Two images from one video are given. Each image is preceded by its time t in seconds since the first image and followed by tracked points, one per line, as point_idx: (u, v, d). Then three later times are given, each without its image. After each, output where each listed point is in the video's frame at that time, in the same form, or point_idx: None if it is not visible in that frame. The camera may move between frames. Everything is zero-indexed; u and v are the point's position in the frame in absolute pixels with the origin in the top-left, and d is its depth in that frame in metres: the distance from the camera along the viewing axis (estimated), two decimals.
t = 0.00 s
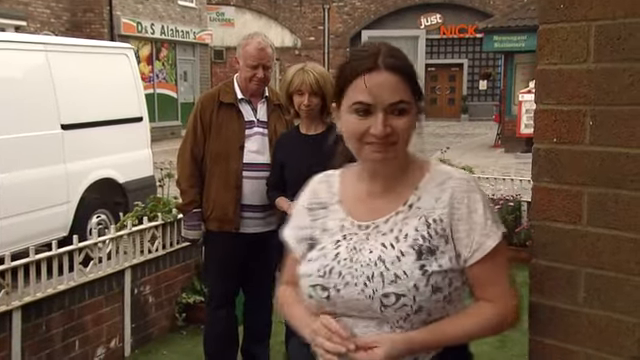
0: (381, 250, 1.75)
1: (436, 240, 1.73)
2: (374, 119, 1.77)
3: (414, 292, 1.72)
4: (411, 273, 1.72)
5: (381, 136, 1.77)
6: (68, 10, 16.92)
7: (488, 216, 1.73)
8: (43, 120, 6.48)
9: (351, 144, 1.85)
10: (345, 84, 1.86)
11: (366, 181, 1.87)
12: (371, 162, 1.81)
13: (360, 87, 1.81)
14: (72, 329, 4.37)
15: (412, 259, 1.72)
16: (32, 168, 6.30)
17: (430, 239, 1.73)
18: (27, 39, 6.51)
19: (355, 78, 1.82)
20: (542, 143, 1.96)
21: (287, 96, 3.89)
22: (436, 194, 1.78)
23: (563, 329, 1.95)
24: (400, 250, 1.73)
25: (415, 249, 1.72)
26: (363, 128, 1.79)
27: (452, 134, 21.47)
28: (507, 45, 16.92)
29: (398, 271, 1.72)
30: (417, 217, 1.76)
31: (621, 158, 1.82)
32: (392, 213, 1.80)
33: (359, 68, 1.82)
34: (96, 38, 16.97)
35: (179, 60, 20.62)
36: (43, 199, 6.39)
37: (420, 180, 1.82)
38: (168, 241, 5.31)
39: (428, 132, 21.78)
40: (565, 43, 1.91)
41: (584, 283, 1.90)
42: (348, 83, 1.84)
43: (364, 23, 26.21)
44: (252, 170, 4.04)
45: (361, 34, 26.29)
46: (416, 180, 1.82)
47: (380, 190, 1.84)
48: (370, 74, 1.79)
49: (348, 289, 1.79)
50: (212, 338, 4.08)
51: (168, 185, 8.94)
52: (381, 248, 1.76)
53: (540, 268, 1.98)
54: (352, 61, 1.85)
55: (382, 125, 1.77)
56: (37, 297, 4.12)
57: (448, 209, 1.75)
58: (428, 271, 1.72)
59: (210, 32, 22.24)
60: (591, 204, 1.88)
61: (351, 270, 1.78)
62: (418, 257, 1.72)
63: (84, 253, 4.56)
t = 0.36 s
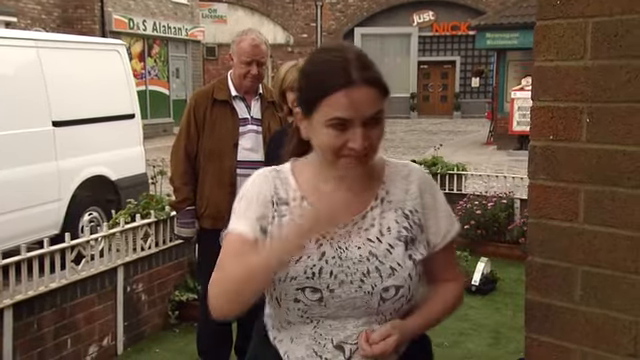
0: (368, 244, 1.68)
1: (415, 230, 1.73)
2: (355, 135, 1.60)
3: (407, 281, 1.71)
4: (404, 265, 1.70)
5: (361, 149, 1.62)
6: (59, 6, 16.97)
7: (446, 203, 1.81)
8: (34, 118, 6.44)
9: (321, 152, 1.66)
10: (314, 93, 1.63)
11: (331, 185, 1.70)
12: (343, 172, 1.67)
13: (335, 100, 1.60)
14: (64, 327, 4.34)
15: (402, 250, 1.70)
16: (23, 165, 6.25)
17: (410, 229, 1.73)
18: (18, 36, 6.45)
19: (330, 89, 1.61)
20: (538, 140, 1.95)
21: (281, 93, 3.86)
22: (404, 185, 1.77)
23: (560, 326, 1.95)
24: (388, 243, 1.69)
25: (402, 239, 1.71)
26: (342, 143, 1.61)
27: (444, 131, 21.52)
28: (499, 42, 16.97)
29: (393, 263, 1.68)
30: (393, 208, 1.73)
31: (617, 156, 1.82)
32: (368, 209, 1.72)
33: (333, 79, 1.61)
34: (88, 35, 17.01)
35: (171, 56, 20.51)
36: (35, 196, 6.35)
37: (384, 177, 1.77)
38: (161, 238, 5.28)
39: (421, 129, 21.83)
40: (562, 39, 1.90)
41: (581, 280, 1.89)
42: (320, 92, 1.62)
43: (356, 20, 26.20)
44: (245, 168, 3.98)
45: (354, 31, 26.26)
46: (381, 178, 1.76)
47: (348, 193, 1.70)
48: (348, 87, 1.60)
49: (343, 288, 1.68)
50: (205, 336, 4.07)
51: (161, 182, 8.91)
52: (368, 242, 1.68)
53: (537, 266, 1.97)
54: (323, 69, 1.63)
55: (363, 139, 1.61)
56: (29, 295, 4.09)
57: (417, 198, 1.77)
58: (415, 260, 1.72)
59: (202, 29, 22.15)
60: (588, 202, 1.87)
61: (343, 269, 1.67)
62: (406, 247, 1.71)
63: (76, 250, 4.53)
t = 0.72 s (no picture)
0: (378, 248, 1.72)
1: (417, 231, 1.81)
2: (369, 133, 1.63)
3: (418, 284, 1.76)
4: (414, 267, 1.74)
5: (373, 146, 1.64)
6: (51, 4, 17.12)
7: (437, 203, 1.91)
8: (27, 116, 6.40)
9: (325, 153, 1.67)
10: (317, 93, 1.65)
11: (331, 188, 1.73)
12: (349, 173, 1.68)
13: (345, 98, 1.62)
14: (58, 326, 4.31)
15: (410, 253, 1.75)
16: (16, 164, 6.20)
17: (412, 231, 1.80)
18: (11, 34, 6.41)
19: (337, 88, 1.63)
20: (536, 138, 1.94)
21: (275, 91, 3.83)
22: (400, 188, 1.85)
23: (558, 325, 1.94)
24: (398, 247, 1.74)
25: (409, 242, 1.76)
26: (356, 143, 1.63)
27: (438, 130, 21.55)
28: (492, 41, 17.01)
29: (406, 266, 1.73)
30: (394, 211, 1.80)
31: (615, 154, 1.82)
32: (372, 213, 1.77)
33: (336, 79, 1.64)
34: (80, 33, 17.09)
35: (164, 55, 20.43)
36: (28, 195, 6.31)
37: (379, 183, 1.84)
38: (155, 237, 5.26)
39: (415, 128, 21.87)
40: (560, 37, 1.89)
41: (579, 279, 1.89)
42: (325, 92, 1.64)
43: (350, 19, 26.20)
44: (241, 167, 3.98)
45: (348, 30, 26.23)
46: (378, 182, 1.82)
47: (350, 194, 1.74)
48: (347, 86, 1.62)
49: (361, 296, 1.67)
50: (200, 335, 4.05)
51: (154, 181, 8.88)
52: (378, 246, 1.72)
53: (534, 264, 1.96)
54: (323, 65, 1.64)
55: (379, 137, 1.64)
56: (22, 294, 4.06)
57: (413, 201, 1.85)
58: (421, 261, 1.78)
59: (196, 27, 22.08)
60: (586, 200, 1.86)
61: (359, 275, 1.67)
62: (413, 250, 1.76)
63: (70, 249, 4.50)
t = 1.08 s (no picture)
0: (447, 284, 1.39)
1: (491, 265, 1.49)
2: (447, 137, 1.35)
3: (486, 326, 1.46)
4: (484, 306, 1.43)
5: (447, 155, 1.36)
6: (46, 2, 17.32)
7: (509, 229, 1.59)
8: (20, 114, 6.37)
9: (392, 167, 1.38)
10: (397, 85, 1.37)
11: (398, 208, 1.41)
12: (420, 186, 1.38)
13: (428, 91, 1.36)
14: (51, 325, 4.29)
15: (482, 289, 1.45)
16: (9, 162, 6.17)
17: (485, 264, 1.48)
18: (5, 31, 6.37)
19: (422, 78, 1.36)
20: (534, 136, 1.94)
21: (271, 90, 3.81)
22: (471, 211, 1.52)
23: (557, 325, 1.93)
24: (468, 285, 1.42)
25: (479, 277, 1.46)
26: (430, 146, 1.35)
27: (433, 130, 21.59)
28: (487, 40, 17.03)
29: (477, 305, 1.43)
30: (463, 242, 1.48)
31: (613, 152, 1.81)
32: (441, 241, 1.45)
33: (426, 70, 1.36)
34: (75, 31, 17.15)
35: (159, 54, 20.38)
36: (22, 193, 6.27)
37: (448, 203, 1.51)
38: (149, 236, 5.23)
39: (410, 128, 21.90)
40: (557, 35, 1.89)
41: (576, 278, 1.88)
42: (407, 84, 1.36)
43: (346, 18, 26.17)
44: (236, 166, 3.98)
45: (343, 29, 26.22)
46: (447, 204, 1.50)
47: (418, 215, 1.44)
48: (427, 81, 1.36)
49: (429, 341, 1.37)
50: (194, 334, 4.03)
51: (149, 180, 8.85)
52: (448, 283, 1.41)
53: (531, 263, 1.95)
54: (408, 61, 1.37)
55: (454, 145, 1.36)
56: (15, 293, 4.04)
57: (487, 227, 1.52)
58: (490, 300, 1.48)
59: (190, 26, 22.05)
60: (583, 198, 1.86)
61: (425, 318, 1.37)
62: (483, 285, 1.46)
63: (64, 248, 4.48)
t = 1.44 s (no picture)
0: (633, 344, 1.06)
1: None
2: None
3: None
4: None
5: None
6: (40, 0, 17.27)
7: None
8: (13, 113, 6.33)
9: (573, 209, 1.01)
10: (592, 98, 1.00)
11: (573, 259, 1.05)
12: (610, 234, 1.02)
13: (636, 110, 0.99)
14: (44, 325, 4.26)
15: None
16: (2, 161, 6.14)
17: None
18: None
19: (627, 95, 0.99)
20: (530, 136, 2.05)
21: (265, 88, 3.78)
22: None
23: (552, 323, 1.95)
24: None
25: None
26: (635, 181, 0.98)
27: (428, 128, 21.60)
28: (482, 39, 17.00)
29: None
30: None
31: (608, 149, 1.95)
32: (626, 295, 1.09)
33: (632, 75, 1.00)
34: (68, 29, 17.11)
35: (153, 52, 20.32)
36: (14, 192, 6.24)
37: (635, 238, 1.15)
38: (143, 235, 5.21)
39: (405, 126, 21.90)
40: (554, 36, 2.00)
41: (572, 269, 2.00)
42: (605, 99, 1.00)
43: (341, 17, 26.06)
44: (230, 164, 3.96)
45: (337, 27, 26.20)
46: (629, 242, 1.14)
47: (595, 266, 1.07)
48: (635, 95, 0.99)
49: None
50: (189, 333, 4.02)
51: (143, 178, 8.83)
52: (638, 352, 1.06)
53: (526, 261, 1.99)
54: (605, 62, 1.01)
55: None
56: (8, 292, 4.01)
57: None
58: None
59: (185, 24, 22.00)
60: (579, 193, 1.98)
61: None
62: None
63: (57, 247, 4.46)
